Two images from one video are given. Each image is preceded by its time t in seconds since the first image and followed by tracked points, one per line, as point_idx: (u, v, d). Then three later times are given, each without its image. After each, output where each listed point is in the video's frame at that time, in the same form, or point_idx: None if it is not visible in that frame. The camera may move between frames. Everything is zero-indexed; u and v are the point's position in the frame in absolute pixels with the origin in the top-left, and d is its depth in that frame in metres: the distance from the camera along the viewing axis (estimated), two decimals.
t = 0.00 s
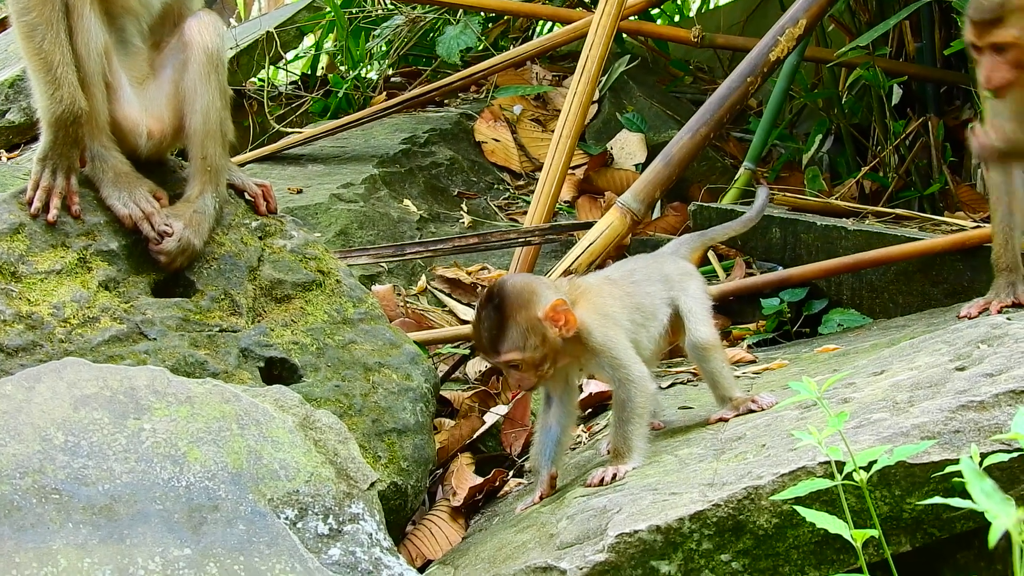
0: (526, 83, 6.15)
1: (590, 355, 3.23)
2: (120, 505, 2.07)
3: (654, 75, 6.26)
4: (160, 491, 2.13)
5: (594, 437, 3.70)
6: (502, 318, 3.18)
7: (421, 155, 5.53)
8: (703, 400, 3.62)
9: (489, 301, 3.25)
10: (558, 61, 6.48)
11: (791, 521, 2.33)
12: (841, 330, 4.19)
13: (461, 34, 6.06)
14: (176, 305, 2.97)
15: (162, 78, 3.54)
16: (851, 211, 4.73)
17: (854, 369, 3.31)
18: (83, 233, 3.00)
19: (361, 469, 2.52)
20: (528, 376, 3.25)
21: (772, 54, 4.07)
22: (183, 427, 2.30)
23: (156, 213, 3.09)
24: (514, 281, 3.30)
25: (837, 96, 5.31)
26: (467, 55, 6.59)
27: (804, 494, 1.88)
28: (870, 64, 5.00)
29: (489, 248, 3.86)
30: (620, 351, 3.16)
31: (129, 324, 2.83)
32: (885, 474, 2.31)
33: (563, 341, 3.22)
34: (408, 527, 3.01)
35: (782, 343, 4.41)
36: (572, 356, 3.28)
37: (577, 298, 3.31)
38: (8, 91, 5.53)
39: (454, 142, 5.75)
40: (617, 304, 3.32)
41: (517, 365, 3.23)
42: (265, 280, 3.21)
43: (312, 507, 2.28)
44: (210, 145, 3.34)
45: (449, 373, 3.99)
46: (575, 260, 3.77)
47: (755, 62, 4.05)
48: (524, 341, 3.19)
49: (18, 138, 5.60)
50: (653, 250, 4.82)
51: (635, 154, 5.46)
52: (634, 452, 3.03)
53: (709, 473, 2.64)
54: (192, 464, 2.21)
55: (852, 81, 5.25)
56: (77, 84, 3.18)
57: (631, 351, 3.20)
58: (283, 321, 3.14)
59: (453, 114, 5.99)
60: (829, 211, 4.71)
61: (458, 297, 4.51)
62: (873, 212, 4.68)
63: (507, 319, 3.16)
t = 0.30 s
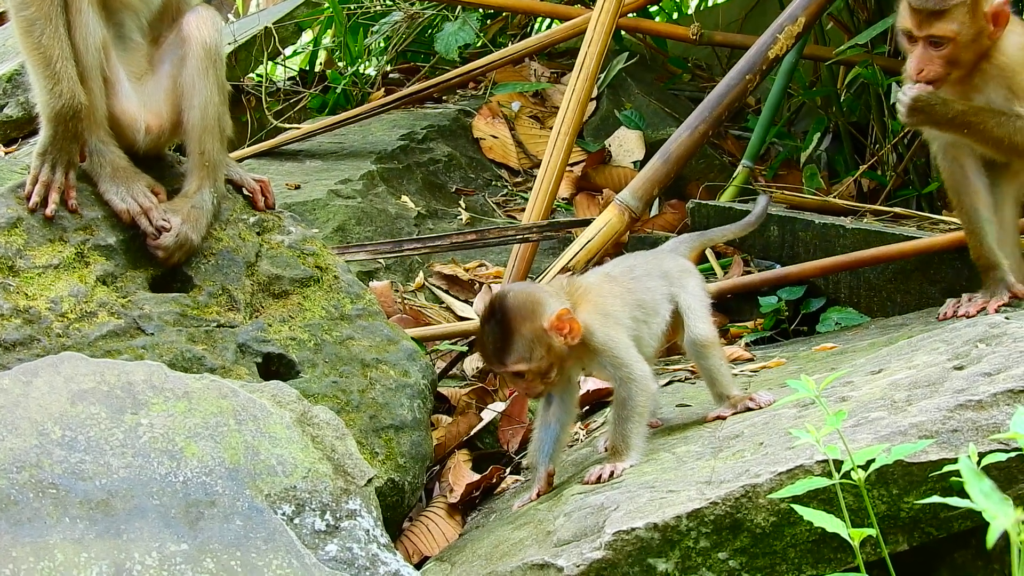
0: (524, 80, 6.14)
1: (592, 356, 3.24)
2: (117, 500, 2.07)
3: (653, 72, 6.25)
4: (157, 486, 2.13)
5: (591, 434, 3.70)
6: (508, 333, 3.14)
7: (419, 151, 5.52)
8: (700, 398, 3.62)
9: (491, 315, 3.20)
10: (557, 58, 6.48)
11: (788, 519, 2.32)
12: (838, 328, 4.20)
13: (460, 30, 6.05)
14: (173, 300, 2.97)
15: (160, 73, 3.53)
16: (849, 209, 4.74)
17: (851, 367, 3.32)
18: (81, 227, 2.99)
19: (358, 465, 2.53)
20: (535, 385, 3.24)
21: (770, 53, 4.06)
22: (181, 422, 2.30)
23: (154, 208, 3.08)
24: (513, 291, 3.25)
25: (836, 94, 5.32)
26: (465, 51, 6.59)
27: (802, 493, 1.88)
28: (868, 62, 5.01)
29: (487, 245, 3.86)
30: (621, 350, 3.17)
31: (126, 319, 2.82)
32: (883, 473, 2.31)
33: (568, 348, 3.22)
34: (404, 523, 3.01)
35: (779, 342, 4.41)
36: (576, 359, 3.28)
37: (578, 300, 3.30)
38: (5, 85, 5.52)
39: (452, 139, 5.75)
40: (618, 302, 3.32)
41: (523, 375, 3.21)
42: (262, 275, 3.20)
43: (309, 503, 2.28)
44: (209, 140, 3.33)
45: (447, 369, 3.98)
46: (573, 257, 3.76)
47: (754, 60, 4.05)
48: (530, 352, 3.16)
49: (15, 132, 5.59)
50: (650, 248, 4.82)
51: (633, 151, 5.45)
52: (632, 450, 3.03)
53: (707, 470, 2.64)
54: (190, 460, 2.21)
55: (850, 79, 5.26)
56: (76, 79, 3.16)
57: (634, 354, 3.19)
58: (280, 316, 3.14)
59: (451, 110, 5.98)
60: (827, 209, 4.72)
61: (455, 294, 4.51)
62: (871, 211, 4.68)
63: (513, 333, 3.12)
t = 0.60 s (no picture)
0: (522, 75, 6.14)
1: (596, 351, 3.24)
2: (113, 495, 2.07)
3: (650, 68, 6.25)
4: (153, 480, 2.13)
5: (589, 430, 3.70)
6: (514, 321, 3.18)
7: (416, 147, 5.52)
8: (697, 394, 3.63)
9: (498, 304, 3.24)
10: (555, 54, 6.48)
11: (784, 514, 2.33)
12: (836, 324, 4.21)
13: (457, 25, 6.04)
14: (170, 295, 2.97)
15: (157, 68, 3.53)
16: (847, 206, 4.75)
17: (847, 363, 3.32)
18: (78, 221, 2.99)
19: (355, 460, 2.53)
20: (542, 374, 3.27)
21: (768, 48, 4.06)
22: (177, 417, 2.30)
23: (151, 203, 3.08)
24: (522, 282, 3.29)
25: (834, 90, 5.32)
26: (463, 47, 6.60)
27: (798, 488, 1.88)
28: (866, 58, 5.00)
29: (483, 241, 3.83)
30: (627, 347, 3.17)
31: (123, 314, 2.82)
32: (879, 468, 2.32)
33: (574, 337, 3.24)
34: (401, 518, 3.02)
35: (777, 337, 4.42)
36: (582, 353, 3.29)
37: (585, 294, 3.32)
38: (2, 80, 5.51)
39: (450, 134, 5.75)
40: (625, 299, 3.33)
41: (529, 364, 3.24)
42: (260, 270, 3.20)
43: (305, 497, 2.27)
44: (206, 135, 3.33)
45: (444, 364, 3.99)
46: (570, 253, 3.77)
47: (752, 56, 4.05)
48: (537, 340, 3.19)
49: (13, 127, 5.58)
50: (648, 243, 4.82)
51: (631, 147, 5.45)
52: (629, 446, 3.03)
53: (703, 465, 2.64)
54: (186, 454, 2.21)
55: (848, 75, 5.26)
56: (74, 73, 3.16)
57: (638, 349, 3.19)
58: (277, 311, 3.14)
59: (448, 105, 5.98)
60: (825, 205, 4.74)
61: (452, 289, 4.51)
62: (868, 207, 4.69)
63: (519, 321, 3.16)
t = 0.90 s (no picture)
0: (520, 73, 6.15)
1: (587, 345, 3.23)
2: (110, 492, 2.06)
3: (649, 66, 6.26)
4: (150, 477, 2.13)
5: (585, 428, 3.70)
6: (503, 309, 3.18)
7: (413, 144, 5.52)
8: (693, 392, 3.63)
9: (487, 293, 3.24)
10: (553, 51, 6.48)
11: (781, 513, 2.33)
12: (833, 323, 4.21)
13: (456, 23, 6.04)
14: (167, 292, 2.96)
15: (155, 64, 3.52)
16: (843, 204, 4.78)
17: (844, 362, 3.33)
18: (76, 217, 2.99)
19: (352, 458, 2.53)
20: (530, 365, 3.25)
21: (766, 47, 4.05)
22: (175, 414, 2.30)
23: (148, 200, 3.08)
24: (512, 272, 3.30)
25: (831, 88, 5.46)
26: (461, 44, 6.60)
27: (795, 486, 1.88)
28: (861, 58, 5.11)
29: (481, 239, 3.82)
30: (620, 345, 3.17)
31: (120, 310, 2.82)
32: (876, 467, 2.32)
33: (563, 329, 3.23)
34: (398, 516, 3.02)
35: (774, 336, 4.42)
36: (571, 347, 3.27)
37: (576, 289, 3.32)
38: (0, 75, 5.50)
39: (448, 132, 5.74)
40: (615, 297, 3.33)
41: (517, 354, 3.23)
42: (257, 267, 3.20)
43: (302, 495, 2.28)
44: (203, 133, 3.32)
45: (441, 362, 3.99)
46: (568, 250, 3.79)
47: (749, 54, 4.04)
48: (525, 328, 3.18)
49: (10, 123, 5.57)
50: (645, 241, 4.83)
51: (628, 145, 5.46)
52: (625, 444, 3.03)
53: (699, 465, 2.64)
54: (183, 451, 2.21)
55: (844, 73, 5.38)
56: (72, 69, 3.16)
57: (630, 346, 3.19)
58: (275, 308, 3.14)
59: (447, 103, 5.98)
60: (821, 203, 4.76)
61: (450, 286, 4.51)
62: (865, 206, 4.71)
63: (508, 309, 3.16)
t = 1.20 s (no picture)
0: (518, 99, 6.19)
1: (577, 380, 3.23)
2: (91, 513, 2.07)
3: (647, 95, 6.30)
4: (134, 500, 2.12)
5: (571, 461, 3.71)
6: (494, 341, 3.19)
7: (410, 167, 5.52)
8: (680, 428, 3.64)
9: (479, 325, 3.26)
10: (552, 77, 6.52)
11: (764, 555, 2.34)
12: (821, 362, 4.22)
13: (456, 45, 6.07)
14: (157, 311, 2.96)
15: (156, 83, 3.54)
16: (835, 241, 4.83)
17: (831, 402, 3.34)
18: (68, 234, 3.00)
19: (336, 486, 2.55)
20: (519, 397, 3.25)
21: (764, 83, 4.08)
22: (161, 437, 2.30)
23: (142, 218, 3.09)
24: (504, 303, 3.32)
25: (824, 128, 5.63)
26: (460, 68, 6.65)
27: (776, 527, 1.90)
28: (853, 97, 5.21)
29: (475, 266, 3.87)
30: (608, 379, 3.17)
31: (110, 329, 2.82)
32: (859, 511, 2.32)
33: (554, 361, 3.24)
34: (380, 543, 3.01)
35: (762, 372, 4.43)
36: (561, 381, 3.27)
37: (568, 322, 3.33)
38: None
39: (443, 155, 5.75)
40: (607, 331, 3.34)
41: (507, 386, 3.23)
42: (248, 289, 3.20)
43: (285, 522, 2.25)
44: (201, 154, 3.33)
45: (429, 390, 4.00)
46: (559, 281, 3.79)
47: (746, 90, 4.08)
48: (516, 362, 3.19)
49: (8, 132, 5.58)
50: (637, 272, 4.85)
51: (623, 174, 5.48)
52: (609, 478, 3.04)
53: (681, 504, 2.64)
54: (168, 474, 2.21)
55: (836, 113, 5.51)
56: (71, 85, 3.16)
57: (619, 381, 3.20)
58: (265, 332, 3.14)
59: (444, 126, 6.00)
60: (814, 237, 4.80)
61: (441, 312, 4.53)
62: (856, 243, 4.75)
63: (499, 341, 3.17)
